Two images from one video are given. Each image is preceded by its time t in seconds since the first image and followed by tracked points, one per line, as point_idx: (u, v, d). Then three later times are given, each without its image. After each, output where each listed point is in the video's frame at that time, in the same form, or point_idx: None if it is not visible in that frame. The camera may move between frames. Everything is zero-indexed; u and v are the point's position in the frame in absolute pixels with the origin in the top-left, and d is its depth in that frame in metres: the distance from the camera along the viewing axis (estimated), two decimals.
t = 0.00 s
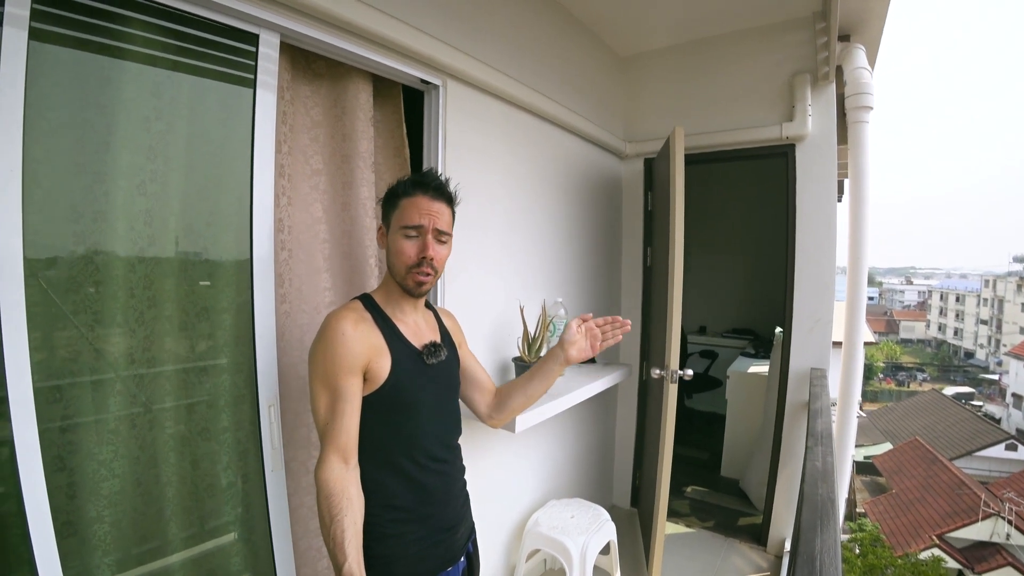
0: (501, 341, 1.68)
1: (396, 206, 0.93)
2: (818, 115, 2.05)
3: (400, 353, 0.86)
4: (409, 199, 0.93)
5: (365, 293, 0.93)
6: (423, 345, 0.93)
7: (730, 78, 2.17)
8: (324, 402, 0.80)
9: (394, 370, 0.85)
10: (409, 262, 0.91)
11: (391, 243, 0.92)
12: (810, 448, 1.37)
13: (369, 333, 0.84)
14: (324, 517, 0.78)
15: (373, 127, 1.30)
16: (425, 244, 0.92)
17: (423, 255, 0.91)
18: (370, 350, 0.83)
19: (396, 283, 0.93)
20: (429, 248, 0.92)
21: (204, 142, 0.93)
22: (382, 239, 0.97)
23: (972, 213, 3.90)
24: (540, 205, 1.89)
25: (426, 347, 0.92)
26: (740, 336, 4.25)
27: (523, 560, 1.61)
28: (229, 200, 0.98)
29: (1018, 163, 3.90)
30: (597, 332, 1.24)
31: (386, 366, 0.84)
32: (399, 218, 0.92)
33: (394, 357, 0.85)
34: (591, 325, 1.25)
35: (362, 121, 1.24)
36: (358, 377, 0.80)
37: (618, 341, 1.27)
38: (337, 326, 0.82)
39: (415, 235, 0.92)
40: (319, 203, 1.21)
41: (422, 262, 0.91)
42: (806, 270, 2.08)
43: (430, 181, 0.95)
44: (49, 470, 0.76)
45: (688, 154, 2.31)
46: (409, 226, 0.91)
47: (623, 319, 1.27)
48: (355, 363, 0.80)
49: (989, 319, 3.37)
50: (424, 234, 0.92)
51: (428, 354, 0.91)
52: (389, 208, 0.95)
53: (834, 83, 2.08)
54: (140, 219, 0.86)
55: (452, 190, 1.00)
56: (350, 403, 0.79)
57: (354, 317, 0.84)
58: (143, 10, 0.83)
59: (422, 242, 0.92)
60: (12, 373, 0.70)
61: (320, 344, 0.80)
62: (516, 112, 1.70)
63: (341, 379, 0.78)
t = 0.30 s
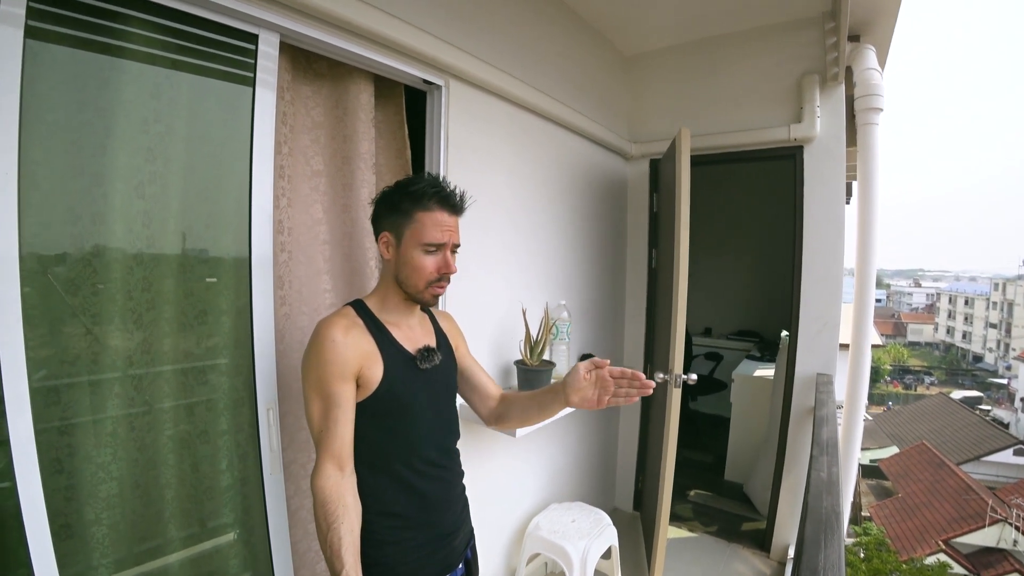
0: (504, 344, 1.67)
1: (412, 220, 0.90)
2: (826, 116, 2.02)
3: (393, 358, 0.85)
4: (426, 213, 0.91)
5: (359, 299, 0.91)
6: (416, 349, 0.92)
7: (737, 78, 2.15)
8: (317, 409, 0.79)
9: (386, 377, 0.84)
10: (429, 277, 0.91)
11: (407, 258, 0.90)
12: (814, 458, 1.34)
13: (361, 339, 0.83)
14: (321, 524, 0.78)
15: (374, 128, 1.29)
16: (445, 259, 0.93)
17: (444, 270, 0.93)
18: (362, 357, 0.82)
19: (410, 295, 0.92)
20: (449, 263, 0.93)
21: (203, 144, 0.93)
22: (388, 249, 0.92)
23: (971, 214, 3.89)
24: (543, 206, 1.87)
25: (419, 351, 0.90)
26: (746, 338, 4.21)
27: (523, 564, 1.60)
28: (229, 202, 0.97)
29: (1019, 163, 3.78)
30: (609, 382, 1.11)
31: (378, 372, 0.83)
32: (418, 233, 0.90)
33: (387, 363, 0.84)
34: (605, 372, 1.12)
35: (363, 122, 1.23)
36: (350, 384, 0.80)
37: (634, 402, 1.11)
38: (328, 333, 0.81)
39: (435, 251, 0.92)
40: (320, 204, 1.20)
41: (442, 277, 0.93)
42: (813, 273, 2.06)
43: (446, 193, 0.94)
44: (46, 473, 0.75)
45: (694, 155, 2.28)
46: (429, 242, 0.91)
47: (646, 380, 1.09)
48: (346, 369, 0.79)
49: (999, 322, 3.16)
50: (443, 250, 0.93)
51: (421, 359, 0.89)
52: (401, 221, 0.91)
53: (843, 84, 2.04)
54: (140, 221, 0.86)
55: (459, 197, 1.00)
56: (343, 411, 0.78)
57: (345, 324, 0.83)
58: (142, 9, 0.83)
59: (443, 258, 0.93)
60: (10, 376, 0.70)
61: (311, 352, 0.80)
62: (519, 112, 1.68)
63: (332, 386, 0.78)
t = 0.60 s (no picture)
0: (507, 342, 1.66)
1: (419, 220, 0.90)
2: (835, 111, 1.98)
3: (392, 358, 0.85)
4: (434, 212, 0.91)
5: (357, 298, 0.91)
6: (415, 348, 0.91)
7: (743, 73, 2.11)
8: (316, 409, 0.79)
9: (385, 377, 0.83)
10: (438, 275, 0.92)
11: (416, 258, 0.90)
12: (821, 459, 1.32)
13: (359, 339, 0.82)
14: (320, 525, 0.78)
15: (375, 125, 1.28)
16: (452, 257, 0.94)
17: (451, 268, 0.94)
18: (360, 356, 0.81)
19: (417, 294, 0.92)
20: (457, 261, 0.95)
21: (203, 142, 0.92)
22: (394, 250, 0.91)
23: (971, 213, 3.88)
24: (548, 203, 1.86)
25: (418, 350, 0.90)
26: (753, 336, 4.18)
27: (527, 563, 1.59)
28: (229, 201, 0.97)
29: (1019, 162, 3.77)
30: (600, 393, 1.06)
31: (377, 372, 0.83)
32: (427, 233, 0.90)
33: (385, 362, 0.84)
34: (596, 379, 1.07)
35: (363, 120, 1.23)
36: (348, 384, 0.79)
37: (627, 412, 1.04)
38: (325, 333, 0.81)
39: (443, 250, 0.93)
40: (321, 202, 1.19)
41: (450, 275, 0.94)
42: (822, 270, 2.03)
43: (449, 191, 0.94)
44: (49, 472, 0.76)
45: (700, 151, 2.26)
46: (438, 241, 0.91)
47: (636, 391, 1.01)
48: (344, 370, 0.79)
49: (1012, 319, 3.15)
50: (450, 248, 0.94)
51: (421, 359, 0.88)
52: (408, 221, 0.90)
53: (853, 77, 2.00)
54: (140, 221, 0.85)
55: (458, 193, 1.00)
56: (341, 411, 0.78)
57: (343, 323, 0.82)
58: (139, 7, 0.82)
59: (451, 255, 0.94)
60: (10, 375, 0.71)
61: (309, 352, 0.80)
62: (523, 108, 1.66)
63: (330, 386, 0.78)
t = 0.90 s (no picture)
0: (513, 341, 1.66)
1: (446, 232, 0.89)
2: (848, 110, 1.94)
3: (397, 359, 0.85)
4: (461, 224, 0.91)
5: (363, 298, 0.90)
6: (421, 349, 0.91)
7: (754, 71, 2.09)
8: (322, 411, 0.80)
9: (390, 378, 0.83)
10: (456, 286, 0.93)
11: (438, 268, 0.90)
12: (827, 465, 1.31)
13: (364, 341, 0.82)
14: (326, 525, 0.79)
15: (383, 122, 1.28)
16: (471, 268, 0.95)
17: (470, 279, 0.95)
18: (364, 358, 0.81)
19: (431, 299, 0.93)
20: (475, 273, 0.96)
21: (209, 139, 0.92)
22: (416, 258, 0.89)
23: (984, 214, 3.83)
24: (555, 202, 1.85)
25: (424, 351, 0.89)
26: (760, 336, 4.15)
27: (530, 562, 1.60)
28: (235, 198, 0.97)
29: None
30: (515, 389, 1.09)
31: (382, 374, 0.83)
32: (454, 246, 0.90)
33: (390, 364, 0.84)
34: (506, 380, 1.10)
35: (370, 117, 1.22)
36: (353, 386, 0.80)
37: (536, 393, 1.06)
38: (331, 334, 0.81)
39: (465, 263, 0.93)
40: (328, 199, 1.19)
41: (466, 286, 0.96)
42: (831, 271, 2.00)
43: (476, 205, 0.94)
44: (56, 467, 0.77)
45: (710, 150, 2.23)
46: (462, 254, 0.91)
47: (518, 373, 1.05)
48: (349, 372, 0.79)
49: None
50: (471, 260, 0.94)
51: (426, 360, 0.88)
52: (434, 231, 0.89)
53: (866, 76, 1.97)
54: (146, 218, 0.85)
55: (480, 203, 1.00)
56: (346, 413, 0.79)
57: (348, 325, 0.82)
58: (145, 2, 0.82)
59: (471, 267, 0.95)
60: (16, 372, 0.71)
61: (314, 353, 0.80)
62: (530, 106, 1.65)
63: (335, 389, 0.78)
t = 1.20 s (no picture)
0: (520, 341, 1.66)
1: (452, 225, 0.89)
2: (862, 121, 1.93)
3: (405, 359, 0.84)
4: (466, 217, 0.91)
5: (371, 297, 0.90)
6: (430, 347, 0.90)
7: (769, 77, 2.07)
8: (331, 410, 0.80)
9: (398, 378, 0.83)
10: (465, 280, 0.92)
11: (446, 263, 0.89)
12: (831, 475, 1.31)
13: (372, 339, 0.82)
14: (334, 523, 0.79)
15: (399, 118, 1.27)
16: (480, 262, 0.95)
17: (479, 273, 0.94)
18: (373, 357, 0.81)
19: (443, 296, 0.93)
20: (484, 266, 0.95)
21: (224, 131, 0.92)
22: (422, 255, 0.89)
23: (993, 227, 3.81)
24: (566, 202, 1.84)
25: (433, 350, 0.89)
26: (764, 342, 4.14)
27: (530, 561, 1.60)
28: (248, 191, 0.96)
29: None
30: (649, 344, 1.24)
31: (391, 373, 0.83)
32: (460, 239, 0.90)
33: (399, 363, 0.84)
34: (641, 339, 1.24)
35: (387, 111, 1.22)
36: (362, 385, 0.80)
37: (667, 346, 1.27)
38: (339, 333, 0.81)
39: (472, 256, 0.92)
40: (341, 194, 1.19)
41: (476, 280, 0.95)
42: (840, 281, 2.00)
43: (481, 196, 0.93)
44: (64, 455, 0.77)
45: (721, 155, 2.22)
46: (469, 247, 0.91)
47: (669, 328, 1.27)
48: (358, 371, 0.79)
49: None
50: (478, 253, 0.94)
51: (435, 358, 0.88)
52: (440, 225, 0.88)
53: (881, 87, 1.96)
54: (160, 208, 0.85)
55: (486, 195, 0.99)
56: (355, 412, 0.79)
57: (356, 323, 0.82)
58: None
59: (479, 261, 0.94)
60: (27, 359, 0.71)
61: (322, 352, 0.80)
62: (545, 105, 1.65)
63: (344, 388, 0.78)
